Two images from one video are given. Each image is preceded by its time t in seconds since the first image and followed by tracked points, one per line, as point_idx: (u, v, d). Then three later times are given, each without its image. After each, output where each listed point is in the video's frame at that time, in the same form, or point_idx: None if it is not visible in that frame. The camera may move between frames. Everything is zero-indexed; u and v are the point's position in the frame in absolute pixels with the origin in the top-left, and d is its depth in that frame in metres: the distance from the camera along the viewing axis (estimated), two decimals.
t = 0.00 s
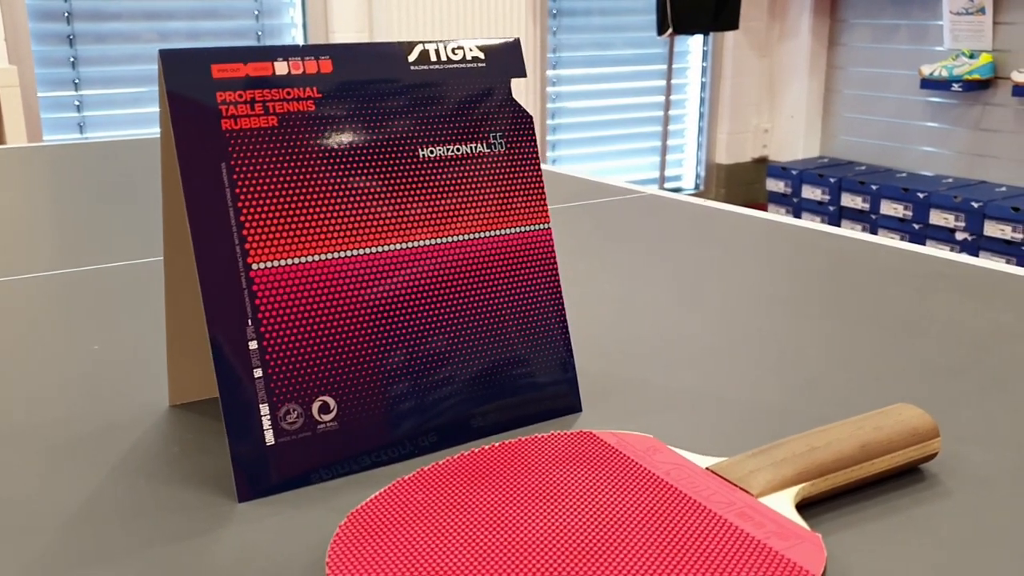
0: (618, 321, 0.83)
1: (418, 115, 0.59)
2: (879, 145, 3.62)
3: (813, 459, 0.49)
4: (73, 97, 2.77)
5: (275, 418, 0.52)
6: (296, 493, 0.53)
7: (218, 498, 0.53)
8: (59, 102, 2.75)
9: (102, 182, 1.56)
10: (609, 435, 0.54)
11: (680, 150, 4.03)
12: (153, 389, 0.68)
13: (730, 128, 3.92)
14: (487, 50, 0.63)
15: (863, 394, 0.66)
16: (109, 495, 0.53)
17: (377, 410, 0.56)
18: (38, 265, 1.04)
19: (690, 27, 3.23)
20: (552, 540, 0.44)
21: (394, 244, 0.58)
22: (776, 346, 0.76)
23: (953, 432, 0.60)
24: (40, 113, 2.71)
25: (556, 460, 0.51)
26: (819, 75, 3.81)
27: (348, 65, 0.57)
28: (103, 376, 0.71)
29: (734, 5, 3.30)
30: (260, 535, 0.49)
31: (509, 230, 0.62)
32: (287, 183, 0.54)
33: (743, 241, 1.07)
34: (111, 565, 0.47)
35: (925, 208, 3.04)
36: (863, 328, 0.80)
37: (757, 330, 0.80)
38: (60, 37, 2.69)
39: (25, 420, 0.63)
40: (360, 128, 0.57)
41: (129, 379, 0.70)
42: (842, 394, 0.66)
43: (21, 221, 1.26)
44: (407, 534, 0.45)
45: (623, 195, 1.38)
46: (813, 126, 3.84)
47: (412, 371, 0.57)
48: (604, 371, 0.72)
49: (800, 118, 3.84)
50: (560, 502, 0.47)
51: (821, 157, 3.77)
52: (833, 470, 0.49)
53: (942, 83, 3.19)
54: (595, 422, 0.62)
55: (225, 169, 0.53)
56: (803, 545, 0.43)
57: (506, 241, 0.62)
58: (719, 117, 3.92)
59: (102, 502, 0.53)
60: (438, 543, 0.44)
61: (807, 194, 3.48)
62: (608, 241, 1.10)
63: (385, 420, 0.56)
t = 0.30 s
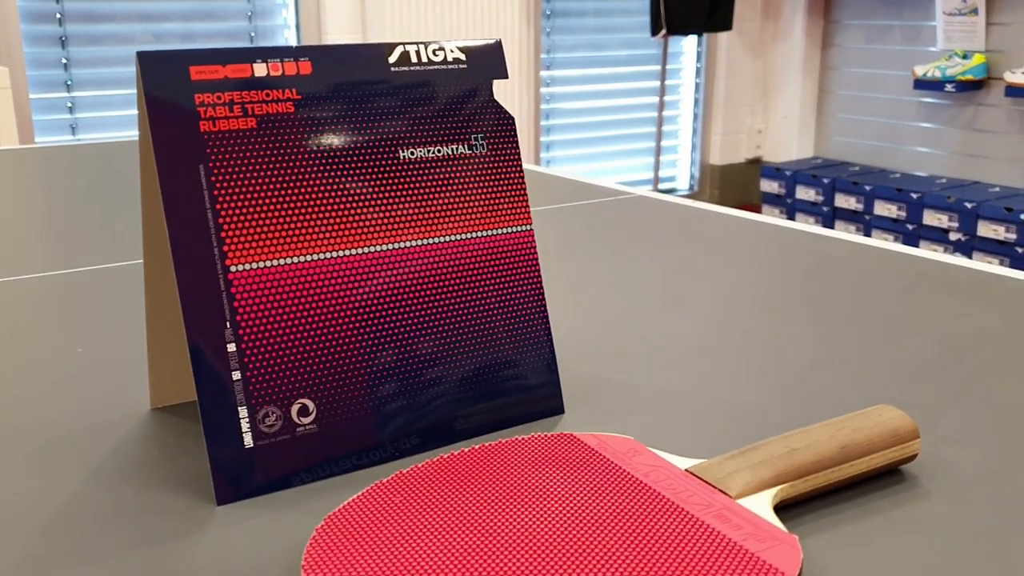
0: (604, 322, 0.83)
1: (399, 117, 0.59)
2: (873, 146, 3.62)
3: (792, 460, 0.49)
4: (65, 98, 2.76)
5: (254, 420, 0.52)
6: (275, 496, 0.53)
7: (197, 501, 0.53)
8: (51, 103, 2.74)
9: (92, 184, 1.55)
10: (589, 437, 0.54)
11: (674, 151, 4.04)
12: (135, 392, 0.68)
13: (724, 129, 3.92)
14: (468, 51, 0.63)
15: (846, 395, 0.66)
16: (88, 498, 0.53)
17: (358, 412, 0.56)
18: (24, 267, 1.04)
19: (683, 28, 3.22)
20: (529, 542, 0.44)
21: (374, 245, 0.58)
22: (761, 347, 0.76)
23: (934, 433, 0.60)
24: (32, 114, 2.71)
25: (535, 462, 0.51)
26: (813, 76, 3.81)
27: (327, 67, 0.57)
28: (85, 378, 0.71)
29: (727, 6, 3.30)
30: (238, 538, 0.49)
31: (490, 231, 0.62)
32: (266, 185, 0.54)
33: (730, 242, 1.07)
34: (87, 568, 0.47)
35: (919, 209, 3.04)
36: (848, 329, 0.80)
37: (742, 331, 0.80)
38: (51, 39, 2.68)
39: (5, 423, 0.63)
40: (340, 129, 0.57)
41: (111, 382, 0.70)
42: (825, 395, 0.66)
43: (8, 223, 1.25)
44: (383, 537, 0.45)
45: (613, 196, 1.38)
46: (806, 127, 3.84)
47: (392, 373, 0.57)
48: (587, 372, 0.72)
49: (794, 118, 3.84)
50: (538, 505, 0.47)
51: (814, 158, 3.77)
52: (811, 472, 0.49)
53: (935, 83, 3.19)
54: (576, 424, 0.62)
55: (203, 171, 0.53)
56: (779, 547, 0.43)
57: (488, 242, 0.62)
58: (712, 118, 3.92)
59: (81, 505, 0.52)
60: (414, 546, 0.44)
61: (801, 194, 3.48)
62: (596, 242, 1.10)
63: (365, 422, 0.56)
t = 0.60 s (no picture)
0: (589, 322, 0.83)
1: (380, 115, 0.59)
2: (863, 146, 3.63)
3: (773, 459, 0.49)
4: (54, 98, 2.75)
5: (233, 421, 0.52)
6: (256, 496, 0.53)
7: (178, 501, 0.53)
8: (40, 103, 2.73)
9: (79, 184, 1.55)
10: (571, 437, 0.54)
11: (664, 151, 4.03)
12: (117, 391, 0.68)
13: (714, 129, 3.92)
14: (450, 50, 0.62)
15: (829, 394, 0.66)
16: (68, 497, 0.53)
17: (340, 412, 0.55)
18: (8, 267, 1.03)
19: (673, 28, 3.23)
20: (509, 542, 0.44)
21: (355, 244, 0.57)
22: (746, 347, 0.76)
23: (917, 432, 0.60)
24: (21, 114, 2.70)
25: (515, 462, 0.51)
26: (803, 77, 3.82)
27: (307, 65, 0.57)
28: (67, 378, 0.71)
29: (717, 6, 3.30)
30: (217, 539, 0.49)
31: (473, 231, 0.62)
32: (245, 184, 0.54)
33: (717, 242, 1.07)
34: (65, 568, 0.46)
35: (908, 209, 3.05)
36: (833, 328, 0.80)
37: (727, 330, 0.80)
38: (39, 38, 2.67)
39: None
40: (321, 128, 0.57)
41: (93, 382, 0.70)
42: (808, 394, 0.66)
43: None
44: (362, 537, 0.45)
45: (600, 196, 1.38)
46: (797, 127, 3.85)
47: (372, 373, 0.57)
48: (572, 372, 0.72)
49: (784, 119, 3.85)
50: (518, 505, 0.47)
51: (805, 158, 3.78)
52: (792, 471, 0.49)
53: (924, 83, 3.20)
54: (559, 423, 0.62)
55: (182, 170, 0.52)
56: (758, 547, 0.43)
57: (470, 241, 0.62)
58: (703, 119, 3.92)
59: (60, 505, 0.52)
60: (392, 545, 0.44)
61: (791, 194, 3.49)
62: (583, 242, 1.10)
63: (347, 423, 0.56)
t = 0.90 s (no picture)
0: (566, 322, 0.83)
1: (354, 115, 0.59)
2: (846, 146, 3.65)
3: (744, 459, 0.49)
4: (36, 98, 2.72)
5: (205, 422, 0.52)
6: (228, 497, 0.53)
7: (150, 502, 0.52)
8: (22, 102, 2.71)
9: (57, 184, 1.53)
10: (545, 437, 0.54)
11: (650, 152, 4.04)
12: (91, 393, 0.67)
13: (699, 130, 3.94)
14: (425, 49, 0.62)
15: (803, 394, 0.66)
16: (38, 499, 0.53)
17: (313, 413, 0.55)
18: None
19: (658, 29, 3.23)
20: (480, 543, 0.44)
21: (329, 244, 0.57)
22: (723, 347, 0.76)
23: (889, 432, 0.60)
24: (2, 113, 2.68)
25: (488, 463, 0.51)
26: (787, 77, 3.83)
27: (280, 65, 0.57)
28: (40, 379, 0.70)
29: (701, 7, 3.31)
30: (187, 541, 0.48)
31: (448, 231, 0.62)
32: (217, 184, 0.54)
33: (697, 242, 1.08)
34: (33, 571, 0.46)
35: (891, 209, 3.06)
36: (809, 328, 0.81)
37: (704, 330, 0.80)
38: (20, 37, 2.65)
39: None
40: (294, 127, 0.57)
41: (66, 383, 0.69)
42: (783, 394, 0.67)
43: None
44: (334, 538, 0.44)
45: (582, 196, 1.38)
46: (781, 127, 3.86)
47: (347, 374, 0.57)
48: (549, 372, 0.72)
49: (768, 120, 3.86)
50: (489, 505, 0.47)
51: (789, 158, 3.79)
52: (763, 470, 0.49)
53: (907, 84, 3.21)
54: (533, 423, 0.62)
55: (153, 169, 0.52)
56: (728, 546, 0.43)
57: (445, 241, 0.62)
58: (688, 119, 3.94)
59: (30, 507, 0.52)
60: (363, 546, 0.44)
61: (774, 194, 3.50)
62: (563, 242, 1.10)
63: (321, 424, 0.55)
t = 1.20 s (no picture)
0: (545, 323, 0.83)
1: (327, 115, 0.59)
2: (830, 147, 3.66)
3: (717, 459, 0.49)
4: (17, 98, 2.70)
5: (176, 425, 0.51)
6: (200, 499, 0.52)
7: (121, 505, 0.52)
8: (3, 103, 2.69)
9: (35, 185, 1.52)
10: (519, 439, 0.54)
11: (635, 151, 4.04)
12: (63, 395, 0.67)
13: (683, 130, 3.95)
14: (398, 50, 0.62)
15: (778, 394, 0.67)
16: (8, 502, 0.52)
17: (286, 415, 0.55)
18: None
19: (642, 30, 3.24)
20: (450, 546, 0.43)
21: (302, 246, 0.57)
22: (699, 347, 0.77)
23: (863, 432, 0.61)
24: None
25: (459, 465, 0.51)
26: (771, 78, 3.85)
27: (252, 66, 0.57)
28: (12, 382, 0.70)
29: (685, 8, 3.32)
30: (156, 545, 0.48)
31: (423, 232, 0.62)
32: (188, 185, 0.53)
33: (676, 243, 1.08)
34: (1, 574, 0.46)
35: (874, 209, 3.08)
36: (786, 328, 0.81)
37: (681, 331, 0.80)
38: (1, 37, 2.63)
39: None
40: (266, 128, 0.56)
41: (39, 386, 0.69)
42: (759, 394, 0.67)
43: None
44: (303, 541, 0.44)
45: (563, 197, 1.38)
46: (765, 129, 3.88)
47: (320, 376, 0.56)
48: (526, 373, 0.72)
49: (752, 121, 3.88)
50: (461, 508, 0.47)
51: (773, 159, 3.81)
52: (735, 470, 0.50)
53: (890, 86, 3.23)
54: (508, 424, 0.62)
55: (123, 171, 0.52)
56: (698, 547, 0.43)
57: (421, 242, 0.62)
58: (672, 120, 3.95)
59: None
60: (332, 549, 0.43)
61: (758, 195, 3.51)
62: (543, 243, 1.10)
63: (293, 426, 0.55)
